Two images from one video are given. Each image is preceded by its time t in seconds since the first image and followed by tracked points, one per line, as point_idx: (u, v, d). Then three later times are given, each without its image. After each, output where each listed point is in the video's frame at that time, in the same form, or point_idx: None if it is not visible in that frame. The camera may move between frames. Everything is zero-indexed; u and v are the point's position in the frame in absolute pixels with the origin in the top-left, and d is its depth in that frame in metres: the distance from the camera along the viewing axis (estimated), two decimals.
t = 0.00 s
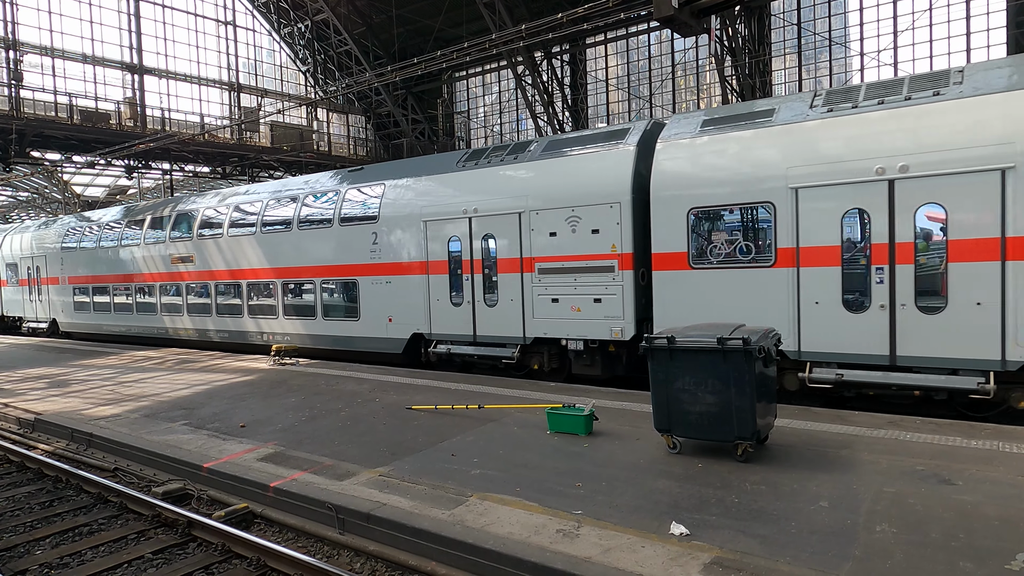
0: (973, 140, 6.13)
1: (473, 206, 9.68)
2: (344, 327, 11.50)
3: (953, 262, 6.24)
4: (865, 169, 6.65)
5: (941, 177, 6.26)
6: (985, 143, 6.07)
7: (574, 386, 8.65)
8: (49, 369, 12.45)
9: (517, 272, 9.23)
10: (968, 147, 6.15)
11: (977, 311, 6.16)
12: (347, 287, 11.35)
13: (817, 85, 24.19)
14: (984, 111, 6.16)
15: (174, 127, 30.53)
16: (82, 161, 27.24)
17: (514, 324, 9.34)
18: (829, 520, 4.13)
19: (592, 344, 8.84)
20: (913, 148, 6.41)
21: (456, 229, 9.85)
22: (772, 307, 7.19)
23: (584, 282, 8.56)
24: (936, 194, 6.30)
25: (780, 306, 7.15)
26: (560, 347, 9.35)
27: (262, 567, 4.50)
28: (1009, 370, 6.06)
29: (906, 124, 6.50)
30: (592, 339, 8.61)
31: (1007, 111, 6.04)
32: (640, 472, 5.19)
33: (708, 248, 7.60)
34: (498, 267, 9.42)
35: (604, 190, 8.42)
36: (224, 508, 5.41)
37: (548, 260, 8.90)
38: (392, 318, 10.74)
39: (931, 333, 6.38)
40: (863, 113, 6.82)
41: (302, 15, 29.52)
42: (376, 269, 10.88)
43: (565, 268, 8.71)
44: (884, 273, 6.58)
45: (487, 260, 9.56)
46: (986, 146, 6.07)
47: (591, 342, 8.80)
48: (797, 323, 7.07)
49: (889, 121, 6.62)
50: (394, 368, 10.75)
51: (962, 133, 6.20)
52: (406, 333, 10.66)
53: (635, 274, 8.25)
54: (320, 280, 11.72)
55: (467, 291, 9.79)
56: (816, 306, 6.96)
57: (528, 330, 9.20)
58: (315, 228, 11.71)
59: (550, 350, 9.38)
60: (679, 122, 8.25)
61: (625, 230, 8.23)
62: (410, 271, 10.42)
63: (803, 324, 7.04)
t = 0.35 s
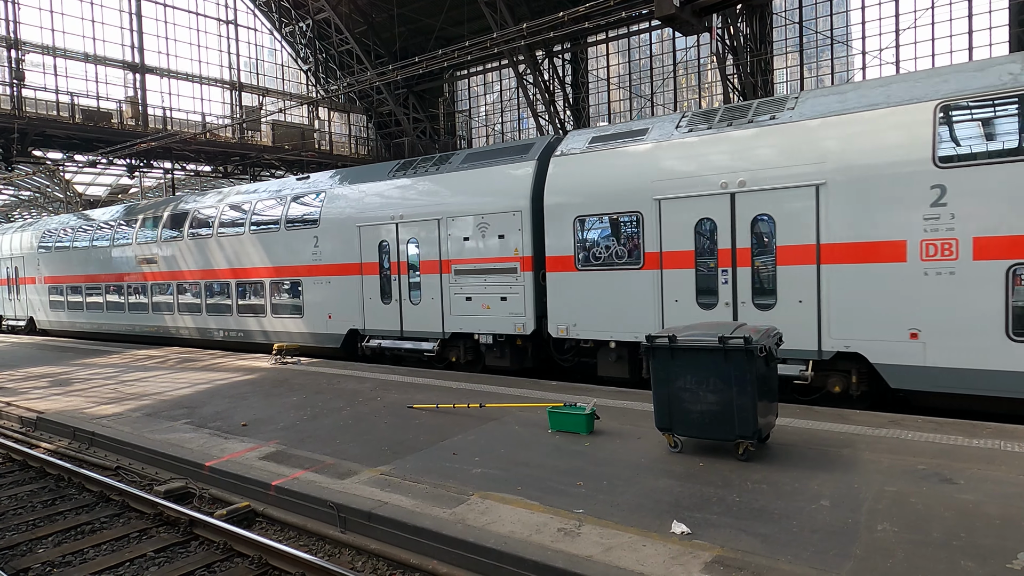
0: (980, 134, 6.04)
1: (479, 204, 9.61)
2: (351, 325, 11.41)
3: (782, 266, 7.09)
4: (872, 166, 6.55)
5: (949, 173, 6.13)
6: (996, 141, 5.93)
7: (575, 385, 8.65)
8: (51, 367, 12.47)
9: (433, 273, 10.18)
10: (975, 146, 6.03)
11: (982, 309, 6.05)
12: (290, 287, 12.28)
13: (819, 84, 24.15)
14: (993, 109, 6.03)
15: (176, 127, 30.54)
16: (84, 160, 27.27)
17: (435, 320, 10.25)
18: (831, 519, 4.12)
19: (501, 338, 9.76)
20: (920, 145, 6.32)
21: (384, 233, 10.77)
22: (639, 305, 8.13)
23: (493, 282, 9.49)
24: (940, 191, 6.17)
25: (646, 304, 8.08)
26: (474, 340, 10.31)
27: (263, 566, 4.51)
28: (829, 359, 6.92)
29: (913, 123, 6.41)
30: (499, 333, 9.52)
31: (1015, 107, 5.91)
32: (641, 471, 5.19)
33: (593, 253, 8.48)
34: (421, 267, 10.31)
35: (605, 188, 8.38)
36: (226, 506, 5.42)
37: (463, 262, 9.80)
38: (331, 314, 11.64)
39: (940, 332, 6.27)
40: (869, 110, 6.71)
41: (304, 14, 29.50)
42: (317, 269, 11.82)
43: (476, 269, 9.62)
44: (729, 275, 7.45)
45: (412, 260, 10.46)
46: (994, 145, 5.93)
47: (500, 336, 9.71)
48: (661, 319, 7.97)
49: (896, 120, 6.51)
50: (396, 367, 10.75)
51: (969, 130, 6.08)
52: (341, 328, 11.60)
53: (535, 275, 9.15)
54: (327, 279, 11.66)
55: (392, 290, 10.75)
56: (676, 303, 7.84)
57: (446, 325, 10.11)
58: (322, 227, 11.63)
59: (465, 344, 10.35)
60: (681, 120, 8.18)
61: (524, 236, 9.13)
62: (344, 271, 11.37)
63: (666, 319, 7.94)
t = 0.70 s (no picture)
0: (977, 134, 6.12)
1: (482, 202, 9.62)
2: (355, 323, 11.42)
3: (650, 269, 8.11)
4: (873, 164, 6.61)
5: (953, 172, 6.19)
6: (994, 141, 6.02)
7: (577, 383, 8.65)
8: (53, 366, 12.50)
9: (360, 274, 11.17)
10: (975, 145, 6.12)
11: (984, 307, 6.13)
12: (242, 287, 13.23)
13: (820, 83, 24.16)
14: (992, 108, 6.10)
15: (177, 125, 30.58)
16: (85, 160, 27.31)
17: (368, 317, 11.20)
18: (832, 518, 4.12)
19: (426, 333, 10.73)
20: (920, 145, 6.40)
21: (321, 237, 11.71)
22: (538, 303, 9.15)
23: (418, 282, 10.46)
24: (944, 190, 6.21)
25: (543, 302, 9.11)
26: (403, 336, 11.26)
27: (265, 564, 4.52)
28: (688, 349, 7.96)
29: (913, 122, 6.48)
30: (424, 328, 10.47)
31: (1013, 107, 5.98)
32: (642, 470, 5.19)
33: (499, 256, 9.48)
34: (355, 269, 11.23)
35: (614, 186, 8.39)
36: (227, 505, 5.43)
37: (392, 264, 10.74)
38: (281, 313, 12.57)
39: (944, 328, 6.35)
40: (870, 109, 6.77)
41: (305, 13, 29.51)
42: (265, 270, 12.76)
43: (402, 271, 10.59)
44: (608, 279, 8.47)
45: (347, 261, 11.37)
46: (993, 144, 6.01)
47: (425, 331, 10.69)
48: (556, 315, 9.00)
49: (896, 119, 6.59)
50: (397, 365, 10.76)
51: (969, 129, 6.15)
52: (287, 324, 12.55)
53: (454, 276, 10.12)
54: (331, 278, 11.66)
55: (328, 289, 11.72)
56: (566, 302, 8.89)
57: (379, 321, 11.05)
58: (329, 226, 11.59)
59: (396, 339, 11.27)
60: (685, 118, 8.17)
61: (444, 240, 10.10)
62: (288, 272, 12.34)
63: (559, 315, 8.98)
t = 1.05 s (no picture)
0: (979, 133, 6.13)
1: (484, 201, 9.61)
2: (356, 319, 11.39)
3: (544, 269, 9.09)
4: (871, 164, 6.62)
5: (955, 170, 6.18)
6: (995, 140, 6.03)
7: (577, 382, 8.64)
8: (54, 365, 12.50)
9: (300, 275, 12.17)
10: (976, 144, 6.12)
11: (988, 306, 6.13)
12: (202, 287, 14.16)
13: (822, 81, 24.20)
14: (991, 107, 6.14)
15: (178, 124, 30.58)
16: (86, 158, 27.30)
17: (312, 314, 12.10)
18: (833, 517, 4.12)
19: (363, 328, 11.59)
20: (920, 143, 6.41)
21: (270, 241, 12.63)
22: (453, 301, 10.11)
23: (355, 282, 11.35)
24: (946, 187, 6.22)
25: (459, 300, 10.05)
26: (344, 331, 12.12)
27: (267, 562, 4.53)
28: (576, 342, 8.96)
29: (912, 121, 6.50)
30: (360, 324, 11.37)
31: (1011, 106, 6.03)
32: (643, 469, 5.19)
33: (423, 258, 10.40)
34: (301, 270, 12.13)
35: (618, 185, 8.33)
36: (229, 504, 5.43)
37: (333, 265, 11.60)
38: (236, 310, 13.52)
39: (943, 324, 6.37)
40: (871, 108, 6.79)
41: (305, 11, 29.51)
42: (223, 271, 13.71)
43: (341, 271, 11.46)
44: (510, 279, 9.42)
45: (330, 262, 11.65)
46: (993, 143, 6.03)
47: (362, 327, 11.57)
48: (469, 312, 9.96)
49: (893, 119, 6.63)
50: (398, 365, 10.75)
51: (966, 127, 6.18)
52: (242, 322, 13.47)
53: (386, 276, 11.01)
54: (337, 275, 11.61)
55: (275, 289, 12.64)
56: (478, 300, 9.84)
57: (321, 318, 11.95)
58: (336, 225, 11.52)
59: (337, 334, 12.14)
60: (685, 117, 8.15)
61: (378, 243, 10.96)
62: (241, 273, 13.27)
63: (472, 312, 9.93)
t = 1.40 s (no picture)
0: (977, 132, 6.15)
1: (484, 200, 9.60)
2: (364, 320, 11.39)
3: (460, 271, 10.02)
4: (873, 163, 6.61)
5: (956, 168, 6.18)
6: (995, 138, 6.03)
7: (578, 381, 8.64)
8: (55, 364, 12.52)
9: (252, 275, 13.09)
10: (976, 143, 6.13)
11: (990, 304, 6.13)
12: (167, 287, 15.03)
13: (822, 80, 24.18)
14: (992, 106, 6.14)
15: (178, 123, 30.59)
16: (86, 157, 27.31)
17: (263, 312, 12.98)
18: (834, 516, 4.12)
19: (309, 325, 12.43)
20: (919, 142, 6.43)
21: (226, 244, 13.55)
22: (382, 300, 11.08)
23: (301, 282, 12.21)
24: (946, 186, 6.22)
25: (389, 298, 10.99)
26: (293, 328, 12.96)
27: (267, 561, 4.53)
28: (486, 336, 9.92)
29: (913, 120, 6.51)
30: (307, 321, 12.25)
31: (1010, 104, 6.04)
32: (644, 468, 5.19)
33: (359, 259, 11.29)
34: (254, 270, 13.01)
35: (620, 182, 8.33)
36: (229, 502, 5.44)
37: (281, 266, 12.45)
38: (197, 308, 14.38)
39: (944, 322, 6.38)
40: (872, 106, 6.79)
41: (305, 10, 29.50)
42: (186, 271, 14.61)
43: (289, 272, 12.32)
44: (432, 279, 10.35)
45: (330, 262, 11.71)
46: (993, 142, 6.03)
47: (308, 323, 12.41)
48: (398, 309, 10.90)
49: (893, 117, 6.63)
50: (398, 364, 10.75)
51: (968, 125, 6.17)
52: (204, 320, 14.35)
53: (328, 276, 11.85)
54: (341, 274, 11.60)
55: (232, 288, 13.55)
56: (406, 298, 10.78)
57: (271, 315, 12.81)
58: (338, 224, 11.50)
59: (287, 330, 12.92)
60: (684, 115, 8.15)
61: (321, 245, 11.79)
62: (202, 274, 14.14)
63: (401, 309, 10.87)
